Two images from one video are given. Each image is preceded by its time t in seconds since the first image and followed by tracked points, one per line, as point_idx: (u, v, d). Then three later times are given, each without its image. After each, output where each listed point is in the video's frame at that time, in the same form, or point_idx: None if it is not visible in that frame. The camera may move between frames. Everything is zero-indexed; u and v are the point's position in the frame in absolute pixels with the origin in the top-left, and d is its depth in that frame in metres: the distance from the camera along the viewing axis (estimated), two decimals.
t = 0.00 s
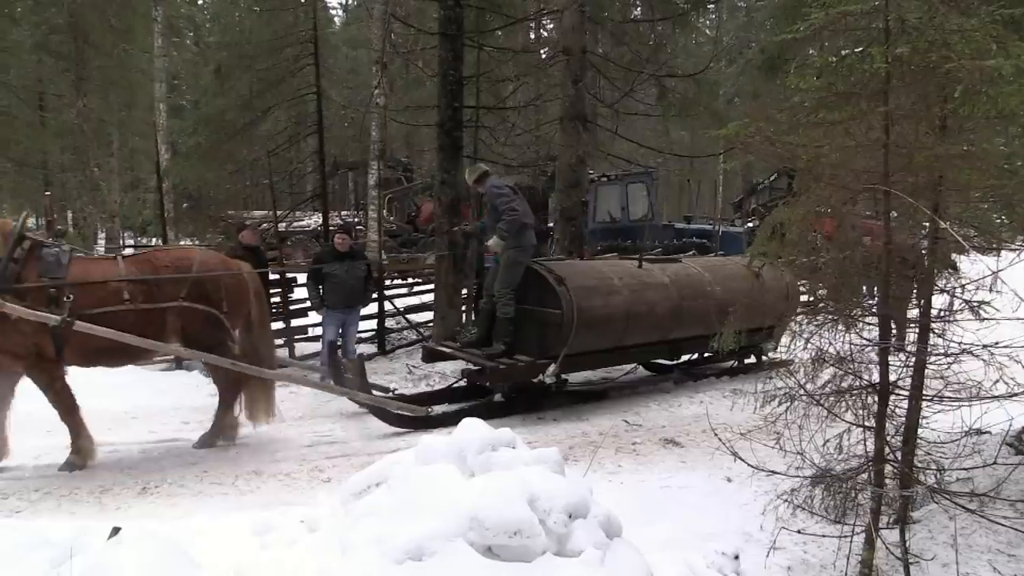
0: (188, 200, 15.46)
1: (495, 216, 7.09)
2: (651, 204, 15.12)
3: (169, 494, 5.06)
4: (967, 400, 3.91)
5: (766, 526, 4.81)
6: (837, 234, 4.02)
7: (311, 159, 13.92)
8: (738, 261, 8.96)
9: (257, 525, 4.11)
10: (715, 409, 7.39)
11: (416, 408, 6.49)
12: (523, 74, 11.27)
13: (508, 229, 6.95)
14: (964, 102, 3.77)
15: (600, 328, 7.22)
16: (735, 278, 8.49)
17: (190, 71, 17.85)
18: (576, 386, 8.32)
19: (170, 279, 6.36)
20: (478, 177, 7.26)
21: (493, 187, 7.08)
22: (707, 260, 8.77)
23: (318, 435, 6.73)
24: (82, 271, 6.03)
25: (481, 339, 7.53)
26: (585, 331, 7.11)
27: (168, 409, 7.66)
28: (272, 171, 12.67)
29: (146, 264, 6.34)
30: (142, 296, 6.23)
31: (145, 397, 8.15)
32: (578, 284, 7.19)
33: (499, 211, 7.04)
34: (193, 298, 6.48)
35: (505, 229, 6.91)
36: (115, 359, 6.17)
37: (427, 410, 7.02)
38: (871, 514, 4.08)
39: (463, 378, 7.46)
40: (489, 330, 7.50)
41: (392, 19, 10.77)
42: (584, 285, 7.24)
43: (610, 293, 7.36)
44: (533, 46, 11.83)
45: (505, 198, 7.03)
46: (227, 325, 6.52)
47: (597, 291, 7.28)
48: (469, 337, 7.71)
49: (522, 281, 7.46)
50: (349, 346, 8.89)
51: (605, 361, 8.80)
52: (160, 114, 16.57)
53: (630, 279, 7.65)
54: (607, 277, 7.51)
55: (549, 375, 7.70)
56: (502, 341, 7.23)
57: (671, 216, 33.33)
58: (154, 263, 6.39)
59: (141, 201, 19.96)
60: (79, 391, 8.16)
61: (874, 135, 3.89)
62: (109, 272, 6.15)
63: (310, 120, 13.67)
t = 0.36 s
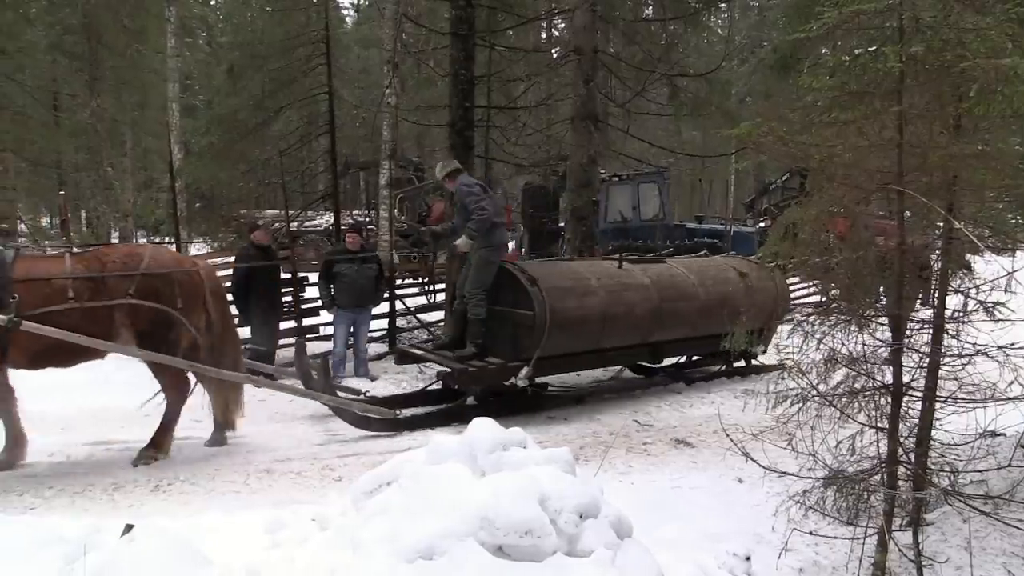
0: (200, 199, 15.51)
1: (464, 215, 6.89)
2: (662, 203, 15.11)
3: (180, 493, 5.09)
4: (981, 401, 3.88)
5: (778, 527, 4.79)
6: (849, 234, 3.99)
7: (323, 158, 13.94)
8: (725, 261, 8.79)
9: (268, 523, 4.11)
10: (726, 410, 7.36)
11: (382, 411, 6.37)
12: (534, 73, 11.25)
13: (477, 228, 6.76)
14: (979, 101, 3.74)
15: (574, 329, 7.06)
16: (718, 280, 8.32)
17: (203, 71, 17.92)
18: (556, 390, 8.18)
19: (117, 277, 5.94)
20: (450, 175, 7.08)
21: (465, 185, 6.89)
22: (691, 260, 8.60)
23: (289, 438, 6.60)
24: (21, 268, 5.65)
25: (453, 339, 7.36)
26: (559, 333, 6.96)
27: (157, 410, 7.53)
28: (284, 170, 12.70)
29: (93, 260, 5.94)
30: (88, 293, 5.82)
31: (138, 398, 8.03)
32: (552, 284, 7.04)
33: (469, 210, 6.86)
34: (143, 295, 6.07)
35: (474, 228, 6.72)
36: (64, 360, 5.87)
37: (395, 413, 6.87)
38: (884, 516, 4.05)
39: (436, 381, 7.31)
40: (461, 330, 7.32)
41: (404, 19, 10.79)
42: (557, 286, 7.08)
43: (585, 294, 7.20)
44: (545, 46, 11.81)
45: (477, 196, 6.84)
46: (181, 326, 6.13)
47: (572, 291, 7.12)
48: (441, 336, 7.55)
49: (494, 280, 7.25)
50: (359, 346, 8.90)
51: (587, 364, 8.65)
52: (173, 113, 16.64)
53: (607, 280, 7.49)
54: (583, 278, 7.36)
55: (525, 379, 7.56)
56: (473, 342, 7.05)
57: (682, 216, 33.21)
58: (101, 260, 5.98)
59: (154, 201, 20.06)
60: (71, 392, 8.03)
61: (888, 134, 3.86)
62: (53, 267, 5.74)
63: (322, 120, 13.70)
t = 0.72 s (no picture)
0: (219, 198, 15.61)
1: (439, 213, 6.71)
2: (680, 202, 15.13)
3: (199, 488, 5.13)
4: (1003, 402, 3.83)
5: (796, 528, 4.76)
6: (870, 233, 3.96)
7: (340, 157, 14.00)
8: (715, 262, 8.56)
9: (286, 519, 4.14)
10: (744, 410, 7.31)
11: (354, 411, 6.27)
12: (551, 72, 11.24)
13: (451, 227, 6.61)
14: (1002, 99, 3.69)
15: (552, 330, 6.87)
16: (707, 280, 8.09)
17: (222, 71, 18.07)
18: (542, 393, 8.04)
19: (66, 275, 5.86)
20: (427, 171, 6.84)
21: (442, 184, 6.68)
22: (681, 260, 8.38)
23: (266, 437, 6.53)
24: None
25: (428, 339, 7.21)
26: (536, 334, 6.77)
27: (151, 410, 7.41)
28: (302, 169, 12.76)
29: (41, 258, 5.87)
30: (33, 291, 5.73)
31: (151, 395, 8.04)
32: (528, 283, 6.87)
33: (444, 208, 6.68)
34: (92, 296, 5.98)
35: (447, 227, 6.58)
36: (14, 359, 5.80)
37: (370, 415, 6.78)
38: (904, 518, 4.01)
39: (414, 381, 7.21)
40: (435, 329, 7.16)
41: (421, 18, 10.81)
42: (534, 285, 6.91)
43: (564, 293, 7.00)
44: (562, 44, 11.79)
45: (453, 196, 6.64)
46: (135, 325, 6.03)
47: (550, 291, 6.94)
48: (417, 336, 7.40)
49: (470, 279, 7.10)
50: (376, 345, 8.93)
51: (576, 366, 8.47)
52: (192, 113, 16.78)
53: (588, 280, 7.29)
54: (562, 277, 7.16)
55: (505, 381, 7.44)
56: (446, 342, 6.90)
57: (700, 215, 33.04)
58: (50, 257, 5.91)
59: (174, 199, 20.28)
60: (66, 392, 7.91)
61: (909, 132, 3.82)
62: None
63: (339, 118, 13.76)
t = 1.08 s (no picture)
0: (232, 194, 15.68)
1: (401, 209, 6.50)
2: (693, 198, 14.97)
3: (212, 483, 5.16)
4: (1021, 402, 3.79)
5: (808, 527, 4.74)
6: (884, 231, 3.97)
7: (353, 153, 14.03)
8: (694, 259, 8.22)
9: (298, 515, 4.16)
10: (757, 408, 7.27)
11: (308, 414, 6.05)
12: (564, 69, 11.21)
13: (413, 226, 6.39)
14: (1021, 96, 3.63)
15: (515, 331, 6.56)
16: (684, 279, 7.75)
17: (236, 68, 18.15)
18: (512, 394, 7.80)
19: (14, 272, 5.61)
20: (390, 164, 6.58)
21: (404, 179, 6.46)
22: (658, 258, 8.01)
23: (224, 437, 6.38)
24: None
25: (389, 339, 6.92)
26: (498, 335, 6.46)
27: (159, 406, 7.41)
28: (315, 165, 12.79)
29: None
30: None
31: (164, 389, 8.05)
32: (490, 283, 6.53)
33: (407, 205, 6.45)
34: (42, 294, 5.79)
35: (409, 225, 6.34)
36: None
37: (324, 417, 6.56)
38: (918, 518, 3.97)
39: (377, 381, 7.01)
40: (396, 329, 6.87)
41: (434, 15, 10.83)
42: (496, 284, 6.57)
43: (529, 293, 6.67)
44: (575, 41, 11.76)
45: (415, 191, 6.42)
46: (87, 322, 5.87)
47: (514, 290, 6.60)
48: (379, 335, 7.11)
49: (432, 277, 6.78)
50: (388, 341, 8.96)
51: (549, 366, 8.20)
52: (207, 109, 16.87)
53: (556, 278, 6.95)
54: (527, 275, 6.82)
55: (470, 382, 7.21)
56: (405, 343, 6.61)
57: (714, 212, 32.92)
58: None
59: (188, 196, 20.41)
60: (74, 388, 7.89)
61: (925, 129, 3.77)
62: None
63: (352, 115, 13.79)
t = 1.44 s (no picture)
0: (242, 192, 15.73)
1: (352, 205, 6.35)
2: (702, 195, 15.09)
3: (222, 478, 5.19)
4: None
5: (818, 526, 4.73)
6: (894, 229, 3.95)
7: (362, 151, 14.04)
8: (670, 257, 7.91)
9: (305, 512, 4.17)
10: (765, 406, 7.24)
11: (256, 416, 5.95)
12: (573, 66, 11.18)
13: (363, 226, 6.25)
14: None
15: (471, 333, 6.36)
16: (656, 278, 7.44)
17: (246, 65, 18.21)
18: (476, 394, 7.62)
19: None
20: (345, 159, 6.48)
21: (353, 175, 6.33)
22: (631, 255, 7.72)
23: (179, 437, 6.27)
24: None
25: (345, 339, 6.81)
26: (452, 337, 6.27)
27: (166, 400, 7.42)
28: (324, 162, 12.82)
29: None
30: None
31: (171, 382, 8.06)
32: (446, 282, 6.31)
33: (357, 203, 6.31)
34: None
35: (358, 225, 6.20)
36: None
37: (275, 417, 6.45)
38: (928, 517, 3.95)
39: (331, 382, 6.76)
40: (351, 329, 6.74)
41: (443, 12, 10.82)
42: (452, 283, 6.35)
43: (486, 293, 6.44)
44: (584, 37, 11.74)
45: (364, 187, 6.26)
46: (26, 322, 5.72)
47: (472, 291, 6.39)
48: (338, 333, 7.00)
49: (388, 275, 6.66)
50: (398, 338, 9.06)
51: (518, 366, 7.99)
52: (216, 106, 16.92)
53: (517, 277, 6.71)
54: (486, 274, 6.58)
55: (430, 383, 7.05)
56: (358, 344, 6.50)
57: (724, 208, 32.84)
58: None
59: (198, 193, 20.51)
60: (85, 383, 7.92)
61: (937, 126, 3.75)
62: None
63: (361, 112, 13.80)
